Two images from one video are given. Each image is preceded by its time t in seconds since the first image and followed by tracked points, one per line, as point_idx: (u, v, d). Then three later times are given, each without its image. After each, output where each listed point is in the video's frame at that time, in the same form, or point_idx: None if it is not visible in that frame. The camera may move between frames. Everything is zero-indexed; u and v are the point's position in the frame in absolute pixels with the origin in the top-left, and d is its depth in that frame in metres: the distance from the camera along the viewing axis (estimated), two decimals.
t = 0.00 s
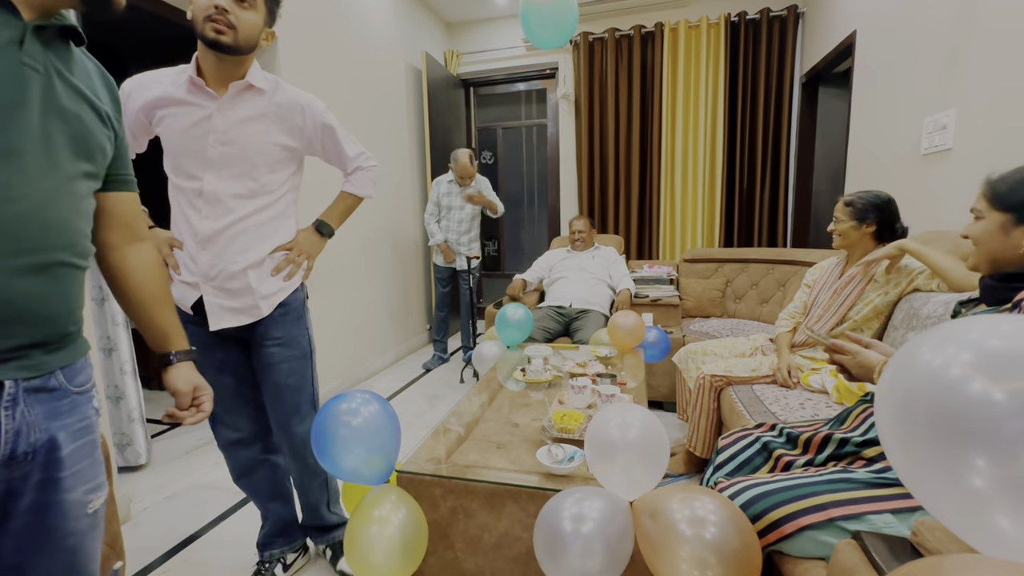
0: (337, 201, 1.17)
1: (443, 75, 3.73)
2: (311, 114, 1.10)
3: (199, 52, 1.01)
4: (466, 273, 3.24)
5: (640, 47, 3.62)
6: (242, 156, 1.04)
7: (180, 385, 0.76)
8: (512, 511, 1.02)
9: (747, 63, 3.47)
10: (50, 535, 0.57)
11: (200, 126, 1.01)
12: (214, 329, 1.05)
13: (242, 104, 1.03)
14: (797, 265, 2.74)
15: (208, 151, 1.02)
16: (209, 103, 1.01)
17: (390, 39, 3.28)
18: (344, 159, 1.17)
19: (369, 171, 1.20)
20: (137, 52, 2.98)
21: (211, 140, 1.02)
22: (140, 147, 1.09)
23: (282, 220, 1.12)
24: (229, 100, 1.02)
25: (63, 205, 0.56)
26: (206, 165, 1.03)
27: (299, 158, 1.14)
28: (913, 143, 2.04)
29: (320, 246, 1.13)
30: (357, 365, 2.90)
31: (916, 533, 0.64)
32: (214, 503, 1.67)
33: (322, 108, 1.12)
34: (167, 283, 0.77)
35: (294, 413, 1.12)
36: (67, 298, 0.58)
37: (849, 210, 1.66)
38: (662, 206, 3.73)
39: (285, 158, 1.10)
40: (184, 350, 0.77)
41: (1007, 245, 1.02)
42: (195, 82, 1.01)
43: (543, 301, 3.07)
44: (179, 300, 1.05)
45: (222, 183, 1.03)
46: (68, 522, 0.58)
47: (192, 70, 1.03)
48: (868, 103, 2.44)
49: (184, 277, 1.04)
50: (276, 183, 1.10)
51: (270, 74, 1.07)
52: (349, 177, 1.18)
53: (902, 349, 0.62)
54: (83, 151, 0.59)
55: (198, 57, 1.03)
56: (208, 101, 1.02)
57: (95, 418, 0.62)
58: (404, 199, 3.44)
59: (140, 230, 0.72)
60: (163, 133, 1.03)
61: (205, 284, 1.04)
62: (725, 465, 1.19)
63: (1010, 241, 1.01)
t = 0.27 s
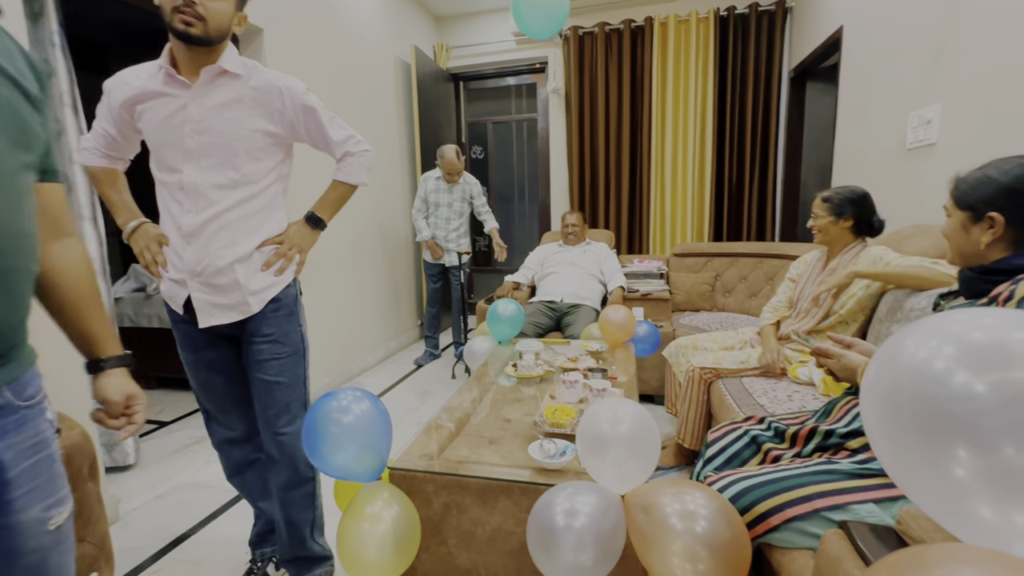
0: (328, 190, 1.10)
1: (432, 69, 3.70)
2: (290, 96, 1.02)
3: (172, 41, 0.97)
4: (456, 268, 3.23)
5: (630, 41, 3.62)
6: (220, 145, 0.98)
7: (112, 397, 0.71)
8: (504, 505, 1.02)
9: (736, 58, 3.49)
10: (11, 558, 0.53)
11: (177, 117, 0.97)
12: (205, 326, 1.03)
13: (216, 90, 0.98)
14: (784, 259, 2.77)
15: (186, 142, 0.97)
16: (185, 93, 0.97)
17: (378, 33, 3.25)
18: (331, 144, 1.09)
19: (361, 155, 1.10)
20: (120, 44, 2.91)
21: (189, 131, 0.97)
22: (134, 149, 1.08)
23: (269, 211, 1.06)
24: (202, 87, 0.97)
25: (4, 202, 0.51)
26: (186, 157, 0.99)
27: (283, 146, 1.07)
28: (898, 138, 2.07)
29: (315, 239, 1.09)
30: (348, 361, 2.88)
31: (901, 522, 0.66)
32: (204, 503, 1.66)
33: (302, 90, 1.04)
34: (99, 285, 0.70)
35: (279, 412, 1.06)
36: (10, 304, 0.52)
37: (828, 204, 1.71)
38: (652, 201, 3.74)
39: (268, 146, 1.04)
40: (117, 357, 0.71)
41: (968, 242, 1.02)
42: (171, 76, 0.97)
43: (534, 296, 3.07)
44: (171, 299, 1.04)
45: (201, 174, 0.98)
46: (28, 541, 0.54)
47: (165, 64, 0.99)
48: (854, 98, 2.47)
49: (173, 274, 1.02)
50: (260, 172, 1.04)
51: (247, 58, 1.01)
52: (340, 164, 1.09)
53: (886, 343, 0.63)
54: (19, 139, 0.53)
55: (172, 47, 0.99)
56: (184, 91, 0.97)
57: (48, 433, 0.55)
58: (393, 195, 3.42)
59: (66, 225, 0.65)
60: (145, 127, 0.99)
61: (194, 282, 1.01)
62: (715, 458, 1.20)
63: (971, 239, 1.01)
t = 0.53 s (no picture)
0: (321, 183, 1.08)
1: (419, 65, 3.66)
2: (280, 85, 1.00)
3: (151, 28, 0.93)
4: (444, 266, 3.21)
5: (617, 38, 3.62)
6: (210, 136, 0.95)
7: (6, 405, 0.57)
8: (493, 505, 1.02)
9: (721, 56, 3.51)
10: None
11: (163, 107, 0.92)
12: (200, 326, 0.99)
13: (204, 78, 0.94)
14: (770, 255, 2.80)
15: (174, 133, 0.93)
16: (171, 82, 0.93)
17: (363, 28, 3.20)
18: (321, 136, 1.07)
19: (351, 147, 1.09)
20: (96, 37, 2.83)
21: (176, 120, 0.93)
22: (100, 145, 1.02)
23: (261, 204, 1.03)
24: (190, 74, 0.94)
25: None
26: (172, 148, 0.94)
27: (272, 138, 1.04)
28: (880, 135, 2.10)
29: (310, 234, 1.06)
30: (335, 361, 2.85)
31: (885, 515, 0.66)
32: (188, 506, 1.63)
33: (291, 81, 1.02)
34: None
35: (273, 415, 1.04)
36: None
37: (795, 202, 1.77)
38: (639, 198, 3.76)
39: (259, 137, 1.01)
40: None
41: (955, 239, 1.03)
42: (150, 61, 0.93)
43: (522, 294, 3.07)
44: (163, 301, 0.99)
45: (192, 167, 0.94)
46: None
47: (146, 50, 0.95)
48: (837, 96, 2.49)
49: (162, 275, 0.97)
50: (252, 164, 1.00)
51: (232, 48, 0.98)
52: (330, 156, 1.07)
53: (871, 340, 0.63)
54: None
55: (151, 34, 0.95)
56: (168, 79, 0.93)
57: None
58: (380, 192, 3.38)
59: None
60: (124, 119, 0.94)
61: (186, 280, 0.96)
62: (702, 454, 1.21)
63: (958, 236, 1.03)
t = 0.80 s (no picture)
0: (322, 186, 1.08)
1: (411, 66, 3.66)
2: (284, 88, 1.01)
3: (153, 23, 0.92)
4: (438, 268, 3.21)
5: (609, 39, 3.63)
6: (215, 136, 0.94)
7: None
8: (488, 506, 1.02)
9: (713, 56, 3.53)
10: None
11: (167, 104, 0.91)
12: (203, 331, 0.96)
13: (208, 78, 0.94)
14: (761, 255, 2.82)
15: (177, 132, 0.91)
16: (174, 80, 0.92)
17: (355, 29, 3.19)
18: (322, 140, 1.08)
19: (350, 152, 1.11)
20: (85, 37, 2.80)
21: (179, 118, 0.91)
22: (86, 146, 0.98)
23: (263, 207, 1.02)
24: (194, 73, 0.93)
25: None
26: (175, 147, 0.92)
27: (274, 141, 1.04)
28: (869, 135, 2.12)
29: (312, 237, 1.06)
30: (328, 363, 2.83)
31: (874, 512, 0.67)
32: (180, 511, 1.61)
33: (295, 86, 1.03)
34: None
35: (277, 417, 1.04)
36: None
37: (767, 202, 1.79)
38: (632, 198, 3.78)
39: (262, 138, 1.00)
40: None
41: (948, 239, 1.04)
42: (152, 56, 0.92)
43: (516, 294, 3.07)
44: (162, 306, 0.96)
45: (195, 166, 0.93)
46: None
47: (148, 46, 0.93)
48: (828, 96, 2.51)
49: (162, 277, 0.94)
50: (255, 165, 1.00)
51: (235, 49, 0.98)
52: (330, 159, 1.08)
53: (860, 339, 0.64)
54: None
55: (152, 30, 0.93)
56: (172, 77, 0.92)
57: None
58: (373, 193, 3.37)
59: None
60: (123, 117, 0.91)
61: (189, 283, 0.94)
62: (696, 453, 1.22)
63: (949, 235, 1.04)
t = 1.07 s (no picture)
0: (310, 189, 1.08)
1: (399, 65, 3.63)
2: (278, 91, 1.01)
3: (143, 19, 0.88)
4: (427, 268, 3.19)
5: (597, 39, 3.64)
6: (210, 135, 0.92)
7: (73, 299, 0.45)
8: (477, 507, 1.02)
9: (700, 57, 3.55)
10: None
11: (161, 101, 0.88)
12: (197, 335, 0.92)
13: (203, 77, 0.92)
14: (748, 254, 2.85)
15: (171, 130, 0.89)
16: (168, 77, 0.89)
17: (342, 27, 3.16)
18: (312, 142, 1.10)
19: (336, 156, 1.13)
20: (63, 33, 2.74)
21: (173, 116, 0.89)
22: (58, 140, 0.91)
23: (256, 209, 1.00)
24: (189, 72, 0.91)
25: None
26: (168, 145, 0.89)
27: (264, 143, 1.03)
28: (853, 136, 2.15)
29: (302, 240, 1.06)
30: (316, 364, 2.80)
31: (860, 509, 0.68)
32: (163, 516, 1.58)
33: (287, 90, 1.05)
34: None
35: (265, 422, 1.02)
36: None
37: (745, 202, 1.79)
38: (621, 198, 3.80)
39: (255, 140, 0.99)
40: None
41: (978, 237, 0.97)
42: (143, 52, 0.88)
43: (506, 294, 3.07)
44: (149, 310, 0.90)
45: (190, 165, 0.90)
46: None
47: (138, 41, 0.89)
48: (812, 97, 2.54)
49: (153, 279, 0.89)
50: (248, 166, 0.98)
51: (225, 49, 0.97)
52: (319, 162, 1.10)
53: (845, 338, 0.65)
54: None
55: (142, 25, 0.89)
56: (165, 74, 0.89)
57: None
58: (361, 193, 3.35)
59: None
60: (110, 113, 0.87)
61: (183, 285, 0.90)
62: (684, 452, 1.23)
63: (982, 232, 0.96)
